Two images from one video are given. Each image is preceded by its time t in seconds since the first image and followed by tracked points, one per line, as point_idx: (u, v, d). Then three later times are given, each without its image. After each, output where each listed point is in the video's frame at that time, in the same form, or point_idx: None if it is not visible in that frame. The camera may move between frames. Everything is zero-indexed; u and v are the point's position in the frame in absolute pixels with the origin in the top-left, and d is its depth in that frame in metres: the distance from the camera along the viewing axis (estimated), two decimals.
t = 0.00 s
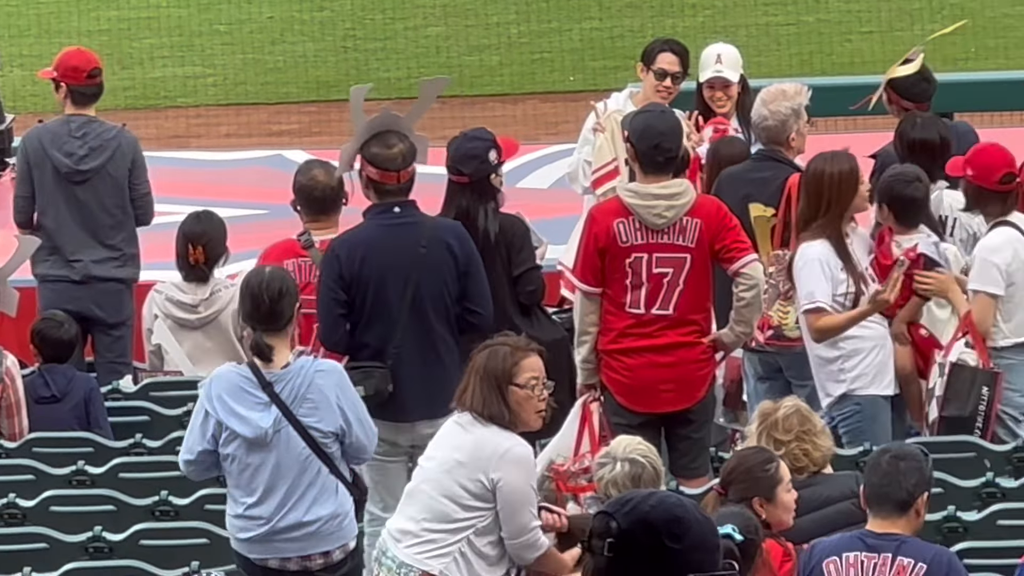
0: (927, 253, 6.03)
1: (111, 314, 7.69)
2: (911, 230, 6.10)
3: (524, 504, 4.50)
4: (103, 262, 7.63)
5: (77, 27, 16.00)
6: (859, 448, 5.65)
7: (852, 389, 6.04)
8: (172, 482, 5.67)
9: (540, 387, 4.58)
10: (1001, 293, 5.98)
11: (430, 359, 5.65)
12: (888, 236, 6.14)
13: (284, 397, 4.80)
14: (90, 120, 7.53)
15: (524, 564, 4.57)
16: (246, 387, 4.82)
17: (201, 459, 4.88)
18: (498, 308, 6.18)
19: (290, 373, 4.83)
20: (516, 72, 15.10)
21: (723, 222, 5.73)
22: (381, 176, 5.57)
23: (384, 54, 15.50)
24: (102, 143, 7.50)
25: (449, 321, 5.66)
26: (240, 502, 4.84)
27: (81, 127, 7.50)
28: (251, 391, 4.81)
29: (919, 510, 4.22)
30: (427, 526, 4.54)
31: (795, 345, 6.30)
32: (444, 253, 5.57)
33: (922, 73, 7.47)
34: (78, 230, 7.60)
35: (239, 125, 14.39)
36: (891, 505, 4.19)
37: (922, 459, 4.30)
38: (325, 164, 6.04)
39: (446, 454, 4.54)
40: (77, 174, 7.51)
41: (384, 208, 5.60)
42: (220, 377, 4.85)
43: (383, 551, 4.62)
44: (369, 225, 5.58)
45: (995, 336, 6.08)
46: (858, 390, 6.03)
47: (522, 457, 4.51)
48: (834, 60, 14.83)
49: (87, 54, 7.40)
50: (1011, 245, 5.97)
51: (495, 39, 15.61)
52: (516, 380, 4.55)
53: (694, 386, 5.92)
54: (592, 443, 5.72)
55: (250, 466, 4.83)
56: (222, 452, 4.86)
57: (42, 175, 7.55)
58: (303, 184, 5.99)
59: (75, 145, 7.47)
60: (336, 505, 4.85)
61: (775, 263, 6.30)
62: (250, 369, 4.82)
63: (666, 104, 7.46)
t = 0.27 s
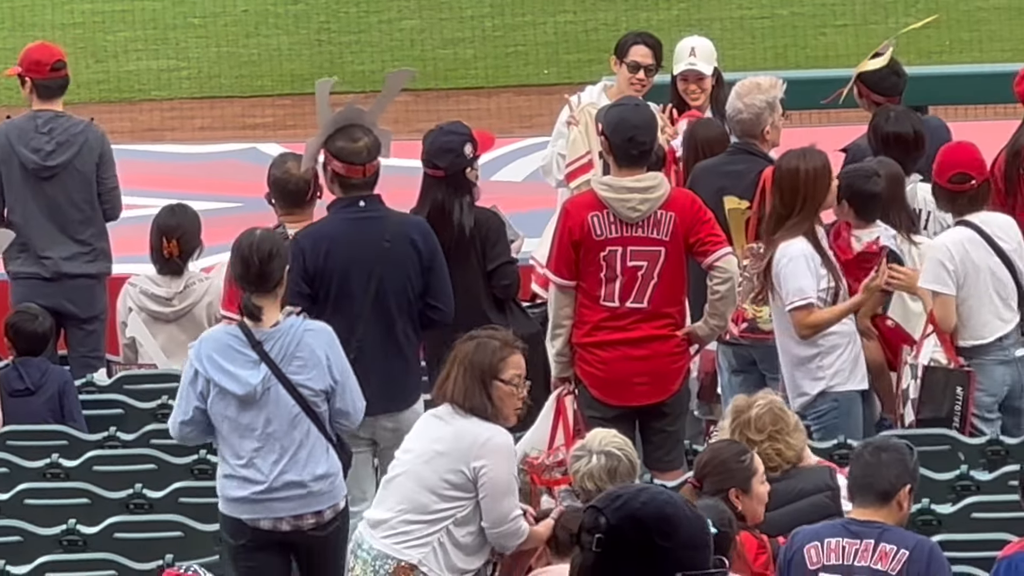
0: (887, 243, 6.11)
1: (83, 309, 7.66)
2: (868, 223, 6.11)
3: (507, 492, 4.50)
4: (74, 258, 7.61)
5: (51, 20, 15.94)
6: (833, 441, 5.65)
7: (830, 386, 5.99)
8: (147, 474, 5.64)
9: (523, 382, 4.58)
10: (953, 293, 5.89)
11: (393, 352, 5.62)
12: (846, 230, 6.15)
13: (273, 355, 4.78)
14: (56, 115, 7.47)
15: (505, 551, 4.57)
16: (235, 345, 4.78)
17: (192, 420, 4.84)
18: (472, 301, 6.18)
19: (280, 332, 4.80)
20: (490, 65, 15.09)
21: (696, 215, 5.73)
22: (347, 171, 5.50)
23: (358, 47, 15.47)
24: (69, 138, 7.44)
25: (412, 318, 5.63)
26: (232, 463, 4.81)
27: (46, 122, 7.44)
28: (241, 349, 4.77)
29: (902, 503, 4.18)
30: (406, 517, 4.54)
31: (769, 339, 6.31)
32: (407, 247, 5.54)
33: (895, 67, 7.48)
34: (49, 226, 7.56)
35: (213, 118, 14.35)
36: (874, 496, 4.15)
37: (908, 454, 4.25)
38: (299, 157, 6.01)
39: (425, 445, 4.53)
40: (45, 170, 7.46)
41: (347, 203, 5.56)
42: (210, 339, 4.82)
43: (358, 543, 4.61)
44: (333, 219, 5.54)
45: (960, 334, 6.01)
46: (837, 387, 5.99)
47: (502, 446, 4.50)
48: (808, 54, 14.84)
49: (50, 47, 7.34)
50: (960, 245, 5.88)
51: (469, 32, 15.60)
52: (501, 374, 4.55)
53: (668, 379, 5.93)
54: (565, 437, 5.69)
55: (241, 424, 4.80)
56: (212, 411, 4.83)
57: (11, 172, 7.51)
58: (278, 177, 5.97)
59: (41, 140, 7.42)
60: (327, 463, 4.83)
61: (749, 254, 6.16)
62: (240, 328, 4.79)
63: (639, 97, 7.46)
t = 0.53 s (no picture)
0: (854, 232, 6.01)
1: (59, 305, 7.64)
2: (832, 215, 5.99)
3: (486, 483, 4.47)
4: (50, 253, 7.58)
5: (27, 15, 15.89)
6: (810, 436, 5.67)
7: (815, 382, 5.88)
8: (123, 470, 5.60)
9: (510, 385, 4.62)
10: (923, 288, 5.90)
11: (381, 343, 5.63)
12: (811, 225, 5.99)
13: (274, 338, 4.87)
14: (26, 111, 7.41)
15: (487, 543, 4.52)
16: (237, 329, 4.87)
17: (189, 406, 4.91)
18: (447, 297, 6.17)
19: (280, 316, 4.89)
20: (466, 60, 15.06)
21: (672, 210, 5.72)
22: (334, 160, 5.49)
23: (334, 42, 15.44)
24: (40, 134, 7.39)
25: (395, 308, 5.62)
26: (230, 447, 4.90)
27: (17, 119, 7.38)
28: (242, 333, 4.87)
29: (891, 501, 4.25)
30: (384, 512, 4.52)
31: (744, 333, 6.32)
32: (391, 239, 5.51)
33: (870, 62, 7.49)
34: (22, 223, 7.52)
35: (189, 113, 14.31)
36: (862, 491, 4.23)
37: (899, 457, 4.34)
38: (276, 152, 5.98)
39: (402, 439, 4.52)
40: (16, 166, 7.42)
41: (330, 193, 5.54)
42: (210, 322, 4.90)
43: (333, 539, 4.59)
44: (315, 210, 5.53)
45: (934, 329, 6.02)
46: (821, 383, 5.88)
47: (479, 438, 4.48)
48: (784, 49, 14.85)
49: (16, 42, 7.27)
50: (931, 240, 5.88)
51: (445, 27, 15.58)
52: (497, 371, 4.56)
53: (644, 373, 5.92)
54: (541, 432, 5.70)
55: (240, 408, 4.89)
56: (212, 394, 4.91)
57: None
58: (254, 172, 5.91)
59: (12, 137, 7.37)
60: (324, 447, 4.94)
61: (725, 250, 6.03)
62: (241, 312, 4.88)
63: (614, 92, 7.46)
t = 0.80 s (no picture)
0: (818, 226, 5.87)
1: (29, 301, 7.61)
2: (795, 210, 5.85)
3: (458, 477, 4.47)
4: (20, 249, 7.55)
5: None
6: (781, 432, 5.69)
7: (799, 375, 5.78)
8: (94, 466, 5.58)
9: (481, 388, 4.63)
10: (906, 281, 5.93)
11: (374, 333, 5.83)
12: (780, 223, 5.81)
13: (258, 319, 4.96)
14: None
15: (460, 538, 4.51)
16: (221, 310, 4.95)
17: (176, 384, 5.00)
18: (416, 294, 6.15)
19: (264, 297, 4.97)
20: (436, 56, 15.04)
21: (643, 207, 5.72)
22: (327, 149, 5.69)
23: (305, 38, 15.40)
24: (9, 130, 7.36)
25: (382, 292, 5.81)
26: (213, 426, 4.99)
27: None
28: (226, 313, 4.95)
29: (876, 501, 4.28)
30: (355, 507, 4.51)
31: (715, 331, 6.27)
32: (379, 224, 5.72)
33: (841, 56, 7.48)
34: None
35: (160, 110, 14.25)
36: (847, 491, 4.27)
37: (886, 458, 4.37)
38: (246, 150, 5.95)
39: (374, 435, 4.51)
40: None
41: (319, 184, 5.72)
42: (196, 303, 4.99)
43: (302, 537, 4.57)
44: (307, 201, 5.67)
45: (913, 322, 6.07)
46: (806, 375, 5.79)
47: (450, 434, 4.48)
48: (754, 45, 14.86)
49: None
50: (919, 234, 5.90)
51: (416, 24, 15.57)
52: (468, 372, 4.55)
53: (614, 370, 5.93)
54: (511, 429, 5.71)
55: (225, 388, 4.98)
56: (197, 374, 5.00)
57: None
58: (225, 169, 5.89)
59: None
60: (306, 427, 5.03)
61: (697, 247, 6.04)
62: (225, 292, 4.96)
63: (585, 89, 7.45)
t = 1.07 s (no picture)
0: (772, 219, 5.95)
1: None
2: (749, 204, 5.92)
3: (426, 480, 4.48)
4: None
5: None
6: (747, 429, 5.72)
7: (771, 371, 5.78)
8: (59, 462, 5.54)
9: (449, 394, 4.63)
10: (892, 272, 5.85)
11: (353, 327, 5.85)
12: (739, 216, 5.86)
13: (229, 340, 4.83)
14: None
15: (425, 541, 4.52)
16: (192, 330, 4.85)
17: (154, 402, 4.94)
18: (381, 291, 6.14)
19: (235, 318, 4.84)
20: (403, 53, 15.03)
21: (609, 203, 5.72)
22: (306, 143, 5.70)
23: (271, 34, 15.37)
24: None
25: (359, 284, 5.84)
26: (190, 443, 4.92)
27: None
28: (197, 333, 4.84)
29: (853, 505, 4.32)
30: (320, 507, 4.49)
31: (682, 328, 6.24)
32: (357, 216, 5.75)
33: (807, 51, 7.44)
34: None
35: (127, 106, 14.19)
36: (827, 492, 4.31)
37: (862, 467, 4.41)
38: (214, 147, 5.88)
39: (342, 435, 4.51)
40: None
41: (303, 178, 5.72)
42: (169, 321, 4.89)
43: (264, 536, 4.55)
44: (293, 201, 5.62)
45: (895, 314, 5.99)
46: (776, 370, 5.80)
47: (420, 437, 4.49)
48: (720, 42, 14.87)
49: None
50: (908, 225, 5.82)
51: (382, 20, 15.57)
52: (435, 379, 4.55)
53: (581, 366, 5.94)
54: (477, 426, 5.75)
55: (199, 407, 4.90)
56: (172, 393, 4.92)
57: None
58: (192, 165, 5.82)
59: None
60: (281, 444, 4.94)
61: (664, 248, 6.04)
62: (197, 311, 4.86)
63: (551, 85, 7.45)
